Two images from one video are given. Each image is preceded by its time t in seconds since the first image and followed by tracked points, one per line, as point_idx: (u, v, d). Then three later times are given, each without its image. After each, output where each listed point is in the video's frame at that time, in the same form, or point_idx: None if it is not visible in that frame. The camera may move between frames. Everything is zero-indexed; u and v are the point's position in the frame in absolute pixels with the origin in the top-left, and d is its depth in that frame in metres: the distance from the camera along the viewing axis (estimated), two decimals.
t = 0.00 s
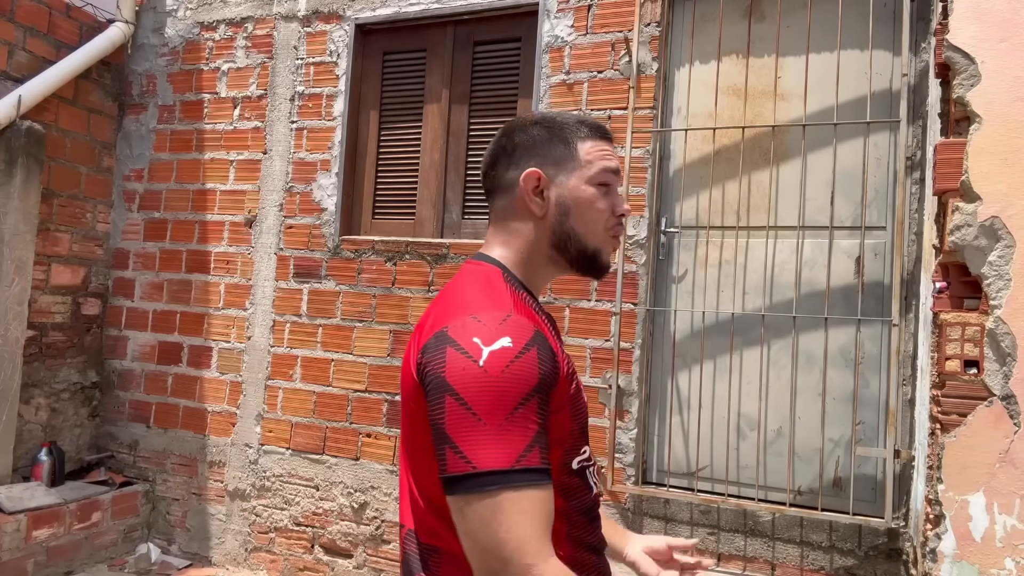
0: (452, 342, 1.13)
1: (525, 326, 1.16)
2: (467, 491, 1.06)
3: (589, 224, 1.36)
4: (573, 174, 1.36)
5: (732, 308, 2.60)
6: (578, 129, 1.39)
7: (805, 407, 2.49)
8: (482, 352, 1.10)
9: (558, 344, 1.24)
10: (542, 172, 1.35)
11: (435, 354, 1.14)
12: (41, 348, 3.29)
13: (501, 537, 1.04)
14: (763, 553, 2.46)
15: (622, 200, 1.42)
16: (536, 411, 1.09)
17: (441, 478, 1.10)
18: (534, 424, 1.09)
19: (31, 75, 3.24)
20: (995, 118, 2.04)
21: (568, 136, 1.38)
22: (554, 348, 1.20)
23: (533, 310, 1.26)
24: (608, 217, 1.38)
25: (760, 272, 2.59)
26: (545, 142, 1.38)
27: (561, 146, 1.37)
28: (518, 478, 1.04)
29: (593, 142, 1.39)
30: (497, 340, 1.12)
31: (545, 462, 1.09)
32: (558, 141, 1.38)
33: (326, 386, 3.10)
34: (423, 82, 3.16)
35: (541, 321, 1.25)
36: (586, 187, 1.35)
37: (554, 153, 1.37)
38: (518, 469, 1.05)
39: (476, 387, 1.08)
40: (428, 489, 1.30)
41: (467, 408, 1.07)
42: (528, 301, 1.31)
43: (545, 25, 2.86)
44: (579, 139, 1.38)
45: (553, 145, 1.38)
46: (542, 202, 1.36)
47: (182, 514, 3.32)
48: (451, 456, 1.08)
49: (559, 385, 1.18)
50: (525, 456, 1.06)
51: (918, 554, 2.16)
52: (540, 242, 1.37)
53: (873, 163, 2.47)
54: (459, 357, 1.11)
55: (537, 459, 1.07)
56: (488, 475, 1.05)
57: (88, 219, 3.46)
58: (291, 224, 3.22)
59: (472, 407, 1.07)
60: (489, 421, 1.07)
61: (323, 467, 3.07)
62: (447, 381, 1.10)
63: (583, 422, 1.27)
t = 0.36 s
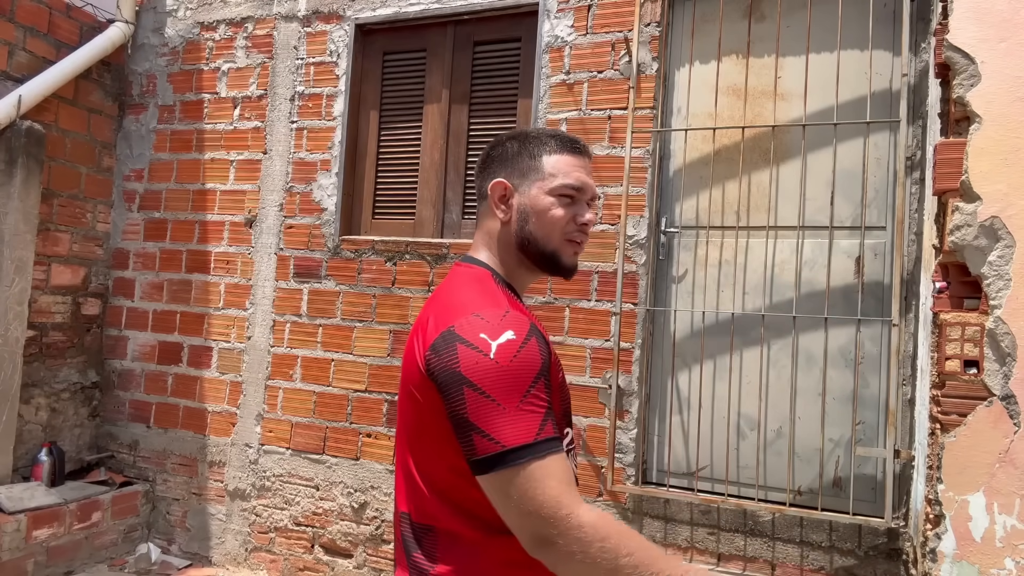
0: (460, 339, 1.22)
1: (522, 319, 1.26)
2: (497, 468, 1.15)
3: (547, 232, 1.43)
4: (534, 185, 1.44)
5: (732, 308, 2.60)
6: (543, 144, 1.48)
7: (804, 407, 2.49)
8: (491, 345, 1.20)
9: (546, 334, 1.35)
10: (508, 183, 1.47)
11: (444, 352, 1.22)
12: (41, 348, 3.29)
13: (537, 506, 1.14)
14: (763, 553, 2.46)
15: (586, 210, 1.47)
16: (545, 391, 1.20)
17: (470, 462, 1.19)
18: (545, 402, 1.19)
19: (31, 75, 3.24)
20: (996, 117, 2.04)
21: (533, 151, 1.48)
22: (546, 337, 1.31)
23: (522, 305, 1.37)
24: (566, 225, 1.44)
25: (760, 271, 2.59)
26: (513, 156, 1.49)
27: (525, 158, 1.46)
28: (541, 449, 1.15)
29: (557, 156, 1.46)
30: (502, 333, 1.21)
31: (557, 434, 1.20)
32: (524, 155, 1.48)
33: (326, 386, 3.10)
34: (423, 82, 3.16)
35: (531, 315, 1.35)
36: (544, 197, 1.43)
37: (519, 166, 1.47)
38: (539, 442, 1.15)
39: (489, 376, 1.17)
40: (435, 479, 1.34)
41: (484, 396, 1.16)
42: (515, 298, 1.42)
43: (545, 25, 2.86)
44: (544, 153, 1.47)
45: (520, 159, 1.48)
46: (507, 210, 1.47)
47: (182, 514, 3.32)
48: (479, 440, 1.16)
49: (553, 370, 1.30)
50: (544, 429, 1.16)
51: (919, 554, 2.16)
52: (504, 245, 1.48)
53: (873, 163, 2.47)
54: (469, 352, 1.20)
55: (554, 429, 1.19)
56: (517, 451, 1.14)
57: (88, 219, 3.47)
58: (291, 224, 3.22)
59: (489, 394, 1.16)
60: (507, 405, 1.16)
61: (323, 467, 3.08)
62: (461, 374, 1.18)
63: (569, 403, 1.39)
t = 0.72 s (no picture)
0: (452, 326, 1.25)
1: (516, 321, 1.26)
2: (439, 449, 1.20)
3: (545, 242, 1.45)
4: (533, 197, 1.46)
5: (732, 308, 2.60)
6: (542, 155, 1.48)
7: (804, 407, 2.49)
8: (476, 338, 1.22)
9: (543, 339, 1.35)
10: (511, 195, 1.50)
11: (436, 335, 1.27)
12: (41, 348, 3.29)
13: (458, 491, 1.19)
14: (763, 553, 2.47)
15: (583, 219, 1.47)
16: (512, 395, 1.21)
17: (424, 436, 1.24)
18: (507, 405, 1.20)
19: (31, 75, 3.24)
20: (995, 118, 2.04)
21: (532, 161, 1.48)
22: (539, 343, 1.30)
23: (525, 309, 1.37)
24: (563, 234, 1.45)
25: (760, 272, 2.59)
26: (514, 167, 1.51)
27: (525, 169, 1.47)
28: (481, 446, 1.18)
29: (555, 167, 1.46)
30: (489, 330, 1.23)
31: (507, 438, 1.21)
32: (524, 166, 1.49)
33: (326, 386, 3.10)
34: (423, 82, 3.16)
35: (531, 318, 1.35)
36: (541, 208, 1.45)
37: (519, 177, 1.49)
38: (484, 438, 1.18)
39: (463, 366, 1.20)
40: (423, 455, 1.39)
41: (454, 382, 1.20)
42: (522, 300, 1.41)
43: (545, 25, 2.86)
44: (543, 164, 1.47)
45: (520, 170, 1.49)
46: (510, 220, 1.50)
47: (182, 514, 3.32)
48: (433, 418, 1.21)
49: (539, 378, 1.28)
50: (494, 429, 1.19)
51: (918, 554, 2.16)
52: (506, 255, 1.51)
53: (873, 163, 2.47)
54: (454, 338, 1.23)
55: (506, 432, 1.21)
56: (460, 436, 1.18)
57: (88, 219, 3.47)
58: (291, 224, 3.22)
59: (458, 382, 1.19)
60: (468, 395, 1.19)
61: (323, 467, 3.08)
62: (441, 357, 1.22)
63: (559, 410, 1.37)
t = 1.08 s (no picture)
0: (436, 323, 1.28)
1: (500, 314, 1.28)
2: (436, 446, 1.20)
3: (544, 244, 1.45)
4: (535, 198, 1.46)
5: (732, 308, 2.60)
6: (545, 156, 1.47)
7: (804, 407, 2.49)
8: (459, 333, 1.24)
9: (535, 331, 1.35)
10: (512, 194, 1.49)
11: (422, 334, 1.29)
12: (41, 348, 3.29)
13: (464, 487, 1.19)
14: (763, 553, 2.47)
15: (585, 224, 1.47)
16: (502, 387, 1.21)
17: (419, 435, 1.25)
18: (498, 396, 1.21)
19: (31, 75, 3.24)
20: (995, 118, 2.04)
21: (536, 162, 1.47)
22: (527, 335, 1.31)
23: (517, 304, 1.37)
24: (563, 237, 1.45)
25: (760, 272, 2.59)
26: (518, 166, 1.49)
27: (528, 170, 1.46)
28: (480, 439, 1.18)
29: (559, 171, 1.45)
30: (472, 324, 1.25)
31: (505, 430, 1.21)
32: (527, 166, 1.48)
33: (326, 386, 3.10)
34: (423, 82, 3.16)
35: (522, 312, 1.36)
36: (543, 211, 1.45)
37: (522, 177, 1.48)
38: (480, 431, 1.18)
39: (447, 360, 1.22)
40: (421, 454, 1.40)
41: (440, 377, 1.21)
42: (518, 297, 1.41)
43: (545, 25, 2.86)
44: (547, 165, 1.46)
45: (523, 169, 1.48)
46: (510, 219, 1.50)
47: (182, 514, 3.32)
48: (426, 416, 1.22)
49: (530, 370, 1.29)
50: (487, 421, 1.19)
51: (918, 554, 2.16)
52: (505, 254, 1.51)
53: (873, 163, 2.47)
54: (438, 334, 1.25)
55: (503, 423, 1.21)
56: (455, 432, 1.18)
57: (88, 219, 3.47)
58: (291, 224, 3.22)
59: (444, 376, 1.21)
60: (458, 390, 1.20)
61: (323, 467, 3.08)
62: (426, 353, 1.24)
63: (560, 406, 1.35)
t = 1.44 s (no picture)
0: (440, 323, 1.30)
1: (505, 313, 1.28)
2: (437, 447, 1.20)
3: (559, 241, 1.45)
4: (544, 195, 1.45)
5: (732, 308, 2.60)
6: (549, 148, 1.46)
7: (804, 407, 2.49)
8: (460, 331, 1.26)
9: (546, 331, 1.34)
10: (521, 192, 1.48)
11: (426, 333, 1.31)
12: (41, 348, 3.29)
13: (467, 492, 1.18)
14: (763, 553, 2.47)
15: (599, 214, 1.46)
16: (503, 385, 1.21)
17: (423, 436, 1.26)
18: (498, 395, 1.20)
19: (31, 75, 3.25)
20: (995, 117, 2.04)
21: (541, 157, 1.46)
22: (535, 334, 1.30)
23: (529, 303, 1.37)
24: (578, 232, 1.44)
25: (760, 271, 2.59)
26: (523, 163, 1.49)
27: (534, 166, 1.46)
28: (480, 441, 1.17)
29: (564, 163, 1.44)
30: (473, 322, 1.26)
31: (510, 430, 1.20)
32: (533, 163, 1.47)
33: (326, 386, 3.10)
34: (423, 82, 3.16)
35: (534, 311, 1.35)
36: (553, 207, 1.44)
37: (528, 175, 1.47)
38: (480, 432, 1.18)
39: (447, 359, 1.23)
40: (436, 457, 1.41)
41: (440, 376, 1.23)
42: (534, 295, 1.41)
43: (545, 25, 2.86)
44: (552, 158, 1.45)
45: (529, 166, 1.47)
46: (522, 218, 1.50)
47: (182, 514, 3.32)
48: (427, 416, 1.23)
49: (537, 367, 1.27)
50: (487, 421, 1.18)
51: (918, 554, 2.16)
52: (523, 253, 1.51)
53: (873, 163, 2.47)
54: (440, 334, 1.27)
55: (505, 424, 1.19)
56: (453, 433, 1.19)
57: (88, 219, 3.47)
58: (291, 224, 3.22)
59: (444, 375, 1.22)
60: (457, 388, 1.20)
61: (323, 467, 3.08)
62: (427, 354, 1.27)
63: (578, 410, 1.32)
